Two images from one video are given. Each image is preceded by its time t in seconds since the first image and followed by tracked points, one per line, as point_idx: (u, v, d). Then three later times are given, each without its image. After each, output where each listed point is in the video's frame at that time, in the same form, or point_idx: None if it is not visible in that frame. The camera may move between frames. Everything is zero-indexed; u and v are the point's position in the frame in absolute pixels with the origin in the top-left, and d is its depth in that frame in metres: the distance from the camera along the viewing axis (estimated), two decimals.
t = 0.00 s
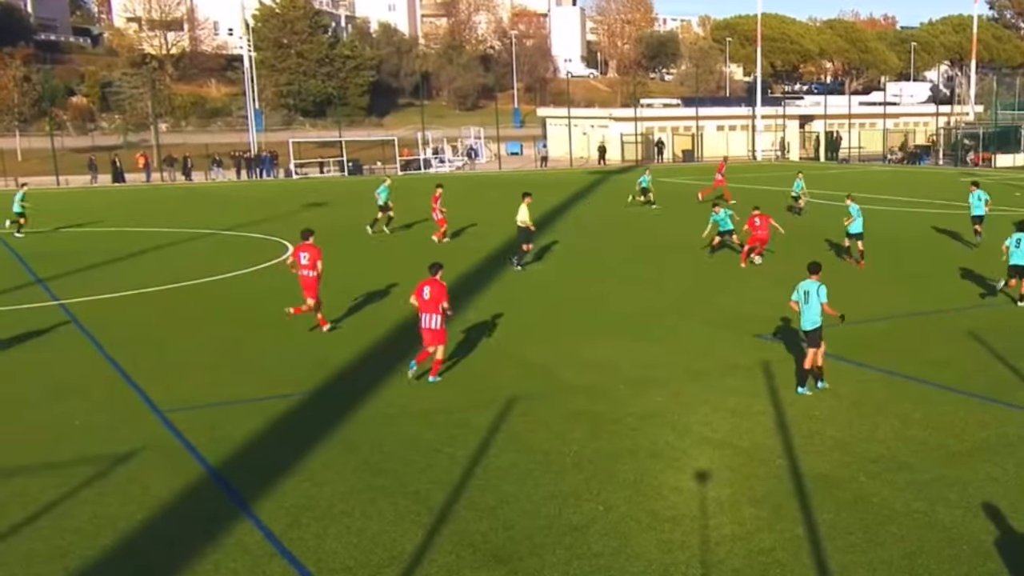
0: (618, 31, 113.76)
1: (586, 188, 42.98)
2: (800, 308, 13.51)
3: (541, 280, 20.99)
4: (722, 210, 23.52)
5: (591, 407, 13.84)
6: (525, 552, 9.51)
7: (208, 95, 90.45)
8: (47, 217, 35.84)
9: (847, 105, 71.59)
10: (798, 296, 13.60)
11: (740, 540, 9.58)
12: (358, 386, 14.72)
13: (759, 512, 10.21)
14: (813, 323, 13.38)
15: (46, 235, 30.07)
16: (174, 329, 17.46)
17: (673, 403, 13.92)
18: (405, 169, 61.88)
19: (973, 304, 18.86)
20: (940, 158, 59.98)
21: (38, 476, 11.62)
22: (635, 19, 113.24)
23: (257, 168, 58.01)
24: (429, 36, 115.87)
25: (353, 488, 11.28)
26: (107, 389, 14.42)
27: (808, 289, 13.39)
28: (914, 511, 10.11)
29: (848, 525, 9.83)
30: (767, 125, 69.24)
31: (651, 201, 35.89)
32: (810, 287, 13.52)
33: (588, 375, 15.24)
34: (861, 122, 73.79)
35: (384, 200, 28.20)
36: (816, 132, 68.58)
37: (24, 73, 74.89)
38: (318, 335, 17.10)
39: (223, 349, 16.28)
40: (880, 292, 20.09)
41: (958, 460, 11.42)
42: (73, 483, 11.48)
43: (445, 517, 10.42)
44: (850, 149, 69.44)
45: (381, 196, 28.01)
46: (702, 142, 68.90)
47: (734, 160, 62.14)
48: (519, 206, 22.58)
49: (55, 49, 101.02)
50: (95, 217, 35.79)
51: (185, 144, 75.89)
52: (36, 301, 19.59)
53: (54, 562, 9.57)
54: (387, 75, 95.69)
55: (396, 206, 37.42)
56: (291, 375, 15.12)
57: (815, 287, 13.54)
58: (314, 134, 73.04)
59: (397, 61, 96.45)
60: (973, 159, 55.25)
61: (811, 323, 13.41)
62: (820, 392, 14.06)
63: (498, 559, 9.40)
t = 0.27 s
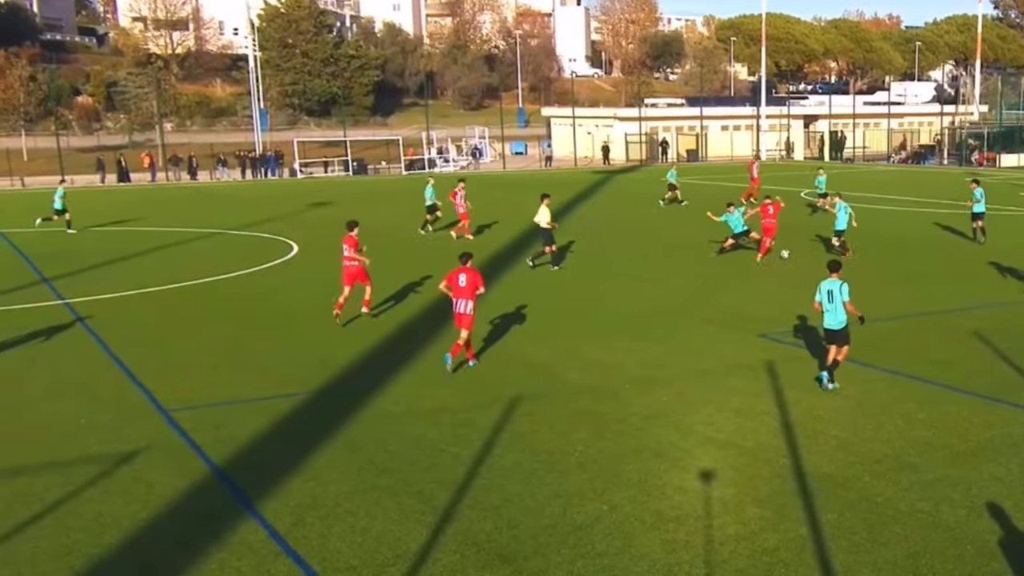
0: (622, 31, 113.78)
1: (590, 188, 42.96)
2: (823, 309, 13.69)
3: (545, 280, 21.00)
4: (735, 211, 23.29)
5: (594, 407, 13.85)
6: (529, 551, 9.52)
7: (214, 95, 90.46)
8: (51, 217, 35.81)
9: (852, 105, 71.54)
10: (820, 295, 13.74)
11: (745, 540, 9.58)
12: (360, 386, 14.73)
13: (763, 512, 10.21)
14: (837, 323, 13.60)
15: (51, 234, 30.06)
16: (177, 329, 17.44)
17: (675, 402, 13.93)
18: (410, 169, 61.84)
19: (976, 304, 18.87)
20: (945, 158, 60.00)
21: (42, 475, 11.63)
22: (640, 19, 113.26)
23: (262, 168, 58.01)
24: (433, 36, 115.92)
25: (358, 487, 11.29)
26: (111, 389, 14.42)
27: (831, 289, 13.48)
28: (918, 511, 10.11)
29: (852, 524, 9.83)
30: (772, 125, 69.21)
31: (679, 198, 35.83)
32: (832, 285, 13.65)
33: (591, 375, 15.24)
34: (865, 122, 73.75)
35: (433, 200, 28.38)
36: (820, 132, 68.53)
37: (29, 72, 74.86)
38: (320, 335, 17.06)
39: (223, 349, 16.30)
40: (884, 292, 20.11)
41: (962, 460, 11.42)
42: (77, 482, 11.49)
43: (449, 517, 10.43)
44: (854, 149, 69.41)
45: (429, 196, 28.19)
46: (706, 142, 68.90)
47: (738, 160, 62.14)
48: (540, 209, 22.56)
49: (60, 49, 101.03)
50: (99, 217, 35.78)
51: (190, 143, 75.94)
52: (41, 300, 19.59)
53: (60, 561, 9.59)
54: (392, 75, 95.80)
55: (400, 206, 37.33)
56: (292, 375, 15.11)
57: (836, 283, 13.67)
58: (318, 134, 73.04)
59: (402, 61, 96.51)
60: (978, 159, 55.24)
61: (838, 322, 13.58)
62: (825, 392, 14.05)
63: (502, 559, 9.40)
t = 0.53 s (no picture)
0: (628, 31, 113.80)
1: (596, 188, 42.93)
2: (848, 307, 13.41)
3: (551, 280, 21.00)
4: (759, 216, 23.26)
5: (600, 407, 13.84)
6: (535, 551, 9.53)
7: (222, 96, 90.62)
8: (59, 217, 35.83)
9: (858, 105, 71.49)
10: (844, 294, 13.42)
11: (751, 540, 9.58)
12: (366, 386, 14.75)
13: (769, 512, 10.22)
14: (863, 321, 13.38)
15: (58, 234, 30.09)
16: (183, 329, 17.44)
17: (682, 402, 13.93)
18: (417, 169, 61.90)
19: (982, 304, 18.84)
20: (951, 158, 59.93)
21: (49, 475, 11.66)
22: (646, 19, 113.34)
23: (269, 168, 58.07)
24: (440, 36, 116.03)
25: (365, 487, 11.31)
26: (117, 388, 14.45)
27: (857, 289, 13.16)
28: (923, 511, 10.10)
29: (858, 525, 9.84)
30: (778, 125, 69.20)
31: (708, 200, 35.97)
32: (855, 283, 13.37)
33: (596, 374, 15.24)
34: (872, 122, 73.73)
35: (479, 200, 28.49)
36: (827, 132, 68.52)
37: (37, 72, 74.99)
38: (326, 335, 17.07)
39: (230, 349, 16.31)
40: (891, 292, 20.09)
41: (968, 460, 11.42)
42: (83, 482, 11.51)
43: (455, 517, 10.43)
44: (861, 149, 69.39)
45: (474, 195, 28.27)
46: (712, 142, 68.92)
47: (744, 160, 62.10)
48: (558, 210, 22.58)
49: (68, 49, 101.21)
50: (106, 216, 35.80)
51: (198, 143, 76.09)
52: (48, 300, 19.61)
53: (67, 560, 9.60)
54: (399, 74, 95.95)
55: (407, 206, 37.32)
56: (298, 375, 15.12)
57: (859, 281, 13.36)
58: (325, 134, 73.15)
59: (408, 62, 96.64)
60: (984, 159, 55.19)
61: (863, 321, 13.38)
62: (832, 392, 14.04)
63: (508, 559, 9.41)
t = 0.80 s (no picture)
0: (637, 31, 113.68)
1: (604, 189, 42.89)
2: (872, 304, 13.41)
3: (560, 280, 21.00)
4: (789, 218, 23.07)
5: (608, 407, 13.85)
6: (543, 551, 9.55)
7: (232, 96, 90.76)
8: (69, 217, 35.90)
9: (867, 105, 71.35)
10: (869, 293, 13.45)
11: (758, 540, 9.59)
12: (375, 385, 14.77)
13: (777, 512, 10.22)
14: (886, 320, 13.36)
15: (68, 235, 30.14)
16: (191, 329, 17.47)
17: (690, 402, 13.93)
18: (426, 169, 61.95)
19: (988, 304, 18.84)
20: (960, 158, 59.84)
21: (59, 474, 11.70)
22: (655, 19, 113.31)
23: (279, 168, 58.16)
24: (449, 35, 116.06)
25: (374, 486, 11.33)
26: (127, 388, 14.48)
27: (882, 286, 13.19)
28: (931, 512, 10.10)
29: (866, 525, 9.85)
30: (787, 125, 69.11)
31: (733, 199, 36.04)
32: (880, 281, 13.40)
33: (605, 374, 15.25)
34: (880, 122, 73.59)
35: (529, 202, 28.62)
36: (835, 132, 68.40)
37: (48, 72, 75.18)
38: (335, 335, 17.10)
39: (239, 349, 16.33)
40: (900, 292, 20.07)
41: (976, 460, 11.42)
42: (93, 481, 11.55)
43: (463, 517, 10.44)
44: (870, 150, 69.27)
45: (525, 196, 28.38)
46: (721, 142, 68.87)
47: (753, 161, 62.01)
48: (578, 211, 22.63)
49: (79, 49, 101.44)
50: (117, 216, 35.86)
51: (208, 143, 76.28)
52: (59, 300, 19.64)
53: (76, 559, 9.64)
54: (408, 74, 96.04)
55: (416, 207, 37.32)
56: (307, 375, 15.14)
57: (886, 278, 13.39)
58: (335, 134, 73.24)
59: (418, 62, 96.79)
60: (993, 159, 55.06)
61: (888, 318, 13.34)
62: (841, 393, 14.04)
63: (516, 558, 9.43)
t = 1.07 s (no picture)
0: (647, 31, 113.49)
1: (614, 188, 42.81)
2: (893, 307, 13.41)
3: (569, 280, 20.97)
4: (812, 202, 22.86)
5: (619, 407, 13.84)
6: (553, 550, 9.56)
7: (243, 95, 90.83)
8: (81, 217, 35.90)
9: (877, 105, 71.15)
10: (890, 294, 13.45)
11: (768, 540, 9.60)
12: (385, 384, 14.79)
13: (787, 512, 10.22)
14: (908, 321, 13.33)
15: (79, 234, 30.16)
16: (201, 328, 17.51)
17: (701, 402, 13.91)
18: (437, 169, 61.91)
19: (998, 304, 18.81)
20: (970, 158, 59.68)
21: (71, 472, 11.73)
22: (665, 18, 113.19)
23: (290, 167, 58.14)
24: (459, 35, 115.99)
25: (384, 485, 11.35)
26: (138, 387, 14.52)
27: (904, 287, 13.20)
28: (941, 512, 10.10)
29: (876, 525, 9.85)
30: (797, 125, 68.96)
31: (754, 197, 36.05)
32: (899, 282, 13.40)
33: (615, 374, 15.24)
34: (891, 122, 73.39)
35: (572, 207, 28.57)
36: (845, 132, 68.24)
37: (60, 72, 75.33)
38: (346, 334, 17.11)
39: (250, 348, 16.35)
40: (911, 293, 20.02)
41: (987, 460, 11.41)
42: (104, 479, 11.58)
43: (473, 516, 10.46)
44: (880, 150, 69.10)
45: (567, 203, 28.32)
46: (731, 142, 68.74)
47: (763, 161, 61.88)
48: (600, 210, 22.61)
49: (91, 49, 101.57)
50: (128, 215, 35.87)
51: (219, 143, 76.34)
52: (71, 299, 19.67)
53: (87, 557, 9.67)
54: (418, 74, 96.00)
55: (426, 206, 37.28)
56: (317, 375, 15.16)
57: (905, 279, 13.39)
58: (345, 134, 73.23)
59: (428, 61, 96.83)
60: (1004, 159, 54.90)
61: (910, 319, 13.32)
62: (851, 393, 14.03)
63: (527, 557, 9.44)
